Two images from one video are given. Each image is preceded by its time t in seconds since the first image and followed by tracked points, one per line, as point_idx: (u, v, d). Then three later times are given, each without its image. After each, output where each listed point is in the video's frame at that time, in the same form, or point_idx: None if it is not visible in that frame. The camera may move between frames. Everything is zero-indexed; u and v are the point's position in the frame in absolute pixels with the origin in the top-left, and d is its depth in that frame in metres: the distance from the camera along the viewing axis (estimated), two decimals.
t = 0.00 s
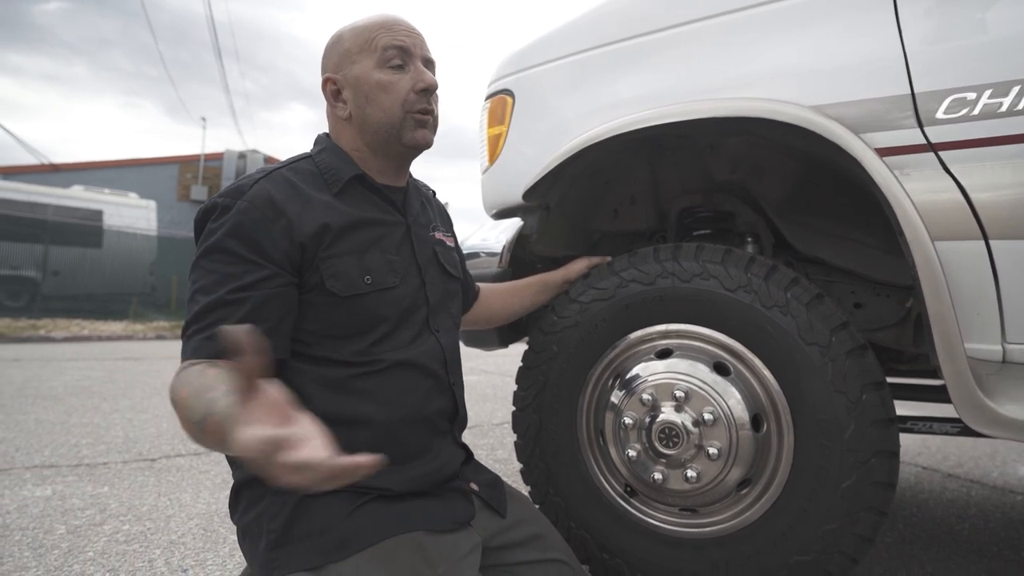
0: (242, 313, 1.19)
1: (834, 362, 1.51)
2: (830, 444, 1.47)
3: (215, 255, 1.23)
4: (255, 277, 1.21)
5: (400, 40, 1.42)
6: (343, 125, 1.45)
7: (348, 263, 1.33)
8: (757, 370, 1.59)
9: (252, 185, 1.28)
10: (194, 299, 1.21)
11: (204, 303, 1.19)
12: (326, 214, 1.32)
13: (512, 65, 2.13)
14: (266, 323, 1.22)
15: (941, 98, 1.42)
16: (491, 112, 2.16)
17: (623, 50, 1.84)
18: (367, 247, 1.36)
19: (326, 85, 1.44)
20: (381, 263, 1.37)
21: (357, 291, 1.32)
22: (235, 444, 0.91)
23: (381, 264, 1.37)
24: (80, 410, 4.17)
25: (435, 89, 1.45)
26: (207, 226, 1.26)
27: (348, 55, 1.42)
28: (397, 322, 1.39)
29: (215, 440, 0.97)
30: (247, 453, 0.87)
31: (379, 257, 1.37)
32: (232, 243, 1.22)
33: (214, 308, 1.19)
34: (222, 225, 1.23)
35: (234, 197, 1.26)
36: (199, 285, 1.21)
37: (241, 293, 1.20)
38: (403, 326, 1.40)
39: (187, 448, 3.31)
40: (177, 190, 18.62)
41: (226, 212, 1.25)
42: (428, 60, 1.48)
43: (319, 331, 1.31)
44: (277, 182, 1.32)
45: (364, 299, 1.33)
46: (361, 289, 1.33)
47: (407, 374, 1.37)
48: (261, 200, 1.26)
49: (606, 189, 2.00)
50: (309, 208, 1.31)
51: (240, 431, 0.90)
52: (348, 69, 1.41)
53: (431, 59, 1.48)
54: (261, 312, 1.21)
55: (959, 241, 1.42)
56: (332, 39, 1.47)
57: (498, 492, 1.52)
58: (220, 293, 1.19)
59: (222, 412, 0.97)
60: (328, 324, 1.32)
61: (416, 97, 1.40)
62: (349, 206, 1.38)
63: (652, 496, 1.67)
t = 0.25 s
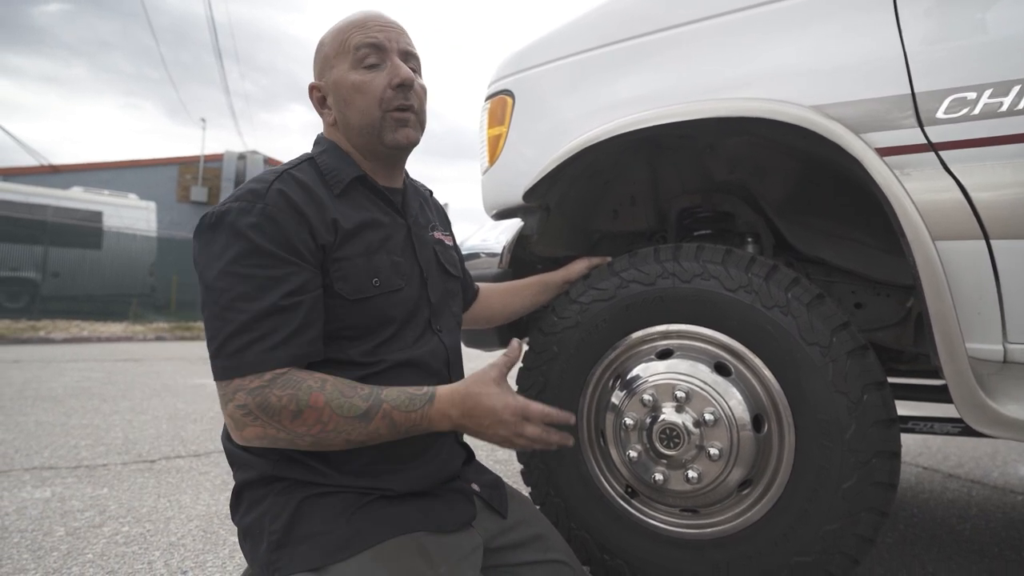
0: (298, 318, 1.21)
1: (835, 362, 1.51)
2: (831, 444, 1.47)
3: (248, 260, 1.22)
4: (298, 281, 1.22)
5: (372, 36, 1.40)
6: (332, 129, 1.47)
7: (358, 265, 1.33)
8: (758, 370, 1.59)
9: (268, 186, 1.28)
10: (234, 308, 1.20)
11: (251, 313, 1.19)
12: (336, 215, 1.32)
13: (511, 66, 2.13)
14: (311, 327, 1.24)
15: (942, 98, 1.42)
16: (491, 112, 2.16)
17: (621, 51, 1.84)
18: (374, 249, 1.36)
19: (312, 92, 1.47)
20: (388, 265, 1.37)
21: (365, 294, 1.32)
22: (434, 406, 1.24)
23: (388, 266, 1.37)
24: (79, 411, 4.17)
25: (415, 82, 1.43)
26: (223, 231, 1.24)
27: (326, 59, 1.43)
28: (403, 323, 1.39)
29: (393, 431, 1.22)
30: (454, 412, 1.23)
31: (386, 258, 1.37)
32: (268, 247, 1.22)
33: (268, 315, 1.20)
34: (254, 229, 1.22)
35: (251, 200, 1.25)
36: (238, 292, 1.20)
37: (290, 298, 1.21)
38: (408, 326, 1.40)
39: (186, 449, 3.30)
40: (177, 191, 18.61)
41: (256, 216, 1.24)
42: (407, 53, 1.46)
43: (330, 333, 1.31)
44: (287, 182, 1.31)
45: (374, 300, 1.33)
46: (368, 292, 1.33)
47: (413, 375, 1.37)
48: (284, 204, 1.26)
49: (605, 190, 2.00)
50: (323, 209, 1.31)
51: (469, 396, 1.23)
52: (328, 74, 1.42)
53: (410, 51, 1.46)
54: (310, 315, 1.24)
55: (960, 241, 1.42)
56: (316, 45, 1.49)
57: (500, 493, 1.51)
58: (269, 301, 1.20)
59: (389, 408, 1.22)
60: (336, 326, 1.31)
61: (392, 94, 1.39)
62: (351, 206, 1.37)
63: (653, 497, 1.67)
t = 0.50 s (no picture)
0: (298, 319, 1.21)
1: (835, 363, 1.51)
2: (831, 445, 1.47)
3: (249, 260, 1.22)
4: (300, 282, 1.22)
5: (363, 39, 1.40)
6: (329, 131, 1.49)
7: (356, 267, 1.33)
8: (758, 371, 1.59)
9: (268, 186, 1.27)
10: (235, 307, 1.19)
11: (252, 312, 1.19)
12: (335, 216, 1.32)
13: (511, 66, 2.13)
14: (312, 328, 1.24)
15: (941, 98, 1.42)
16: (491, 113, 2.16)
17: (621, 52, 1.84)
18: (373, 251, 1.36)
19: (309, 94, 1.48)
20: (387, 267, 1.37)
21: (363, 296, 1.32)
22: (434, 396, 1.28)
23: (387, 268, 1.37)
24: (78, 413, 4.16)
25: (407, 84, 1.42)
26: (222, 231, 1.24)
27: (321, 62, 1.43)
28: (402, 325, 1.39)
29: (400, 423, 1.25)
30: (453, 400, 1.28)
31: (384, 261, 1.37)
32: (270, 245, 1.22)
33: (269, 314, 1.20)
34: (255, 229, 1.22)
35: (251, 199, 1.25)
36: (239, 291, 1.20)
37: (292, 298, 1.21)
38: (407, 329, 1.40)
39: (185, 451, 3.30)
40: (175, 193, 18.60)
41: (256, 216, 1.23)
42: (401, 54, 1.45)
43: (329, 335, 1.31)
44: (288, 183, 1.31)
45: (371, 303, 1.33)
46: (367, 294, 1.32)
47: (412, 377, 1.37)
48: (284, 204, 1.26)
49: (605, 191, 2.00)
50: (322, 211, 1.31)
51: (467, 383, 1.29)
52: (322, 77, 1.43)
53: (404, 52, 1.45)
54: (311, 315, 1.24)
55: (959, 241, 1.42)
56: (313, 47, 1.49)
57: (500, 494, 1.51)
58: (271, 300, 1.19)
59: (398, 399, 1.25)
60: (334, 328, 1.31)
61: (383, 99, 1.38)
62: (351, 208, 1.37)
63: (652, 498, 1.67)
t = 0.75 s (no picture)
0: (289, 320, 1.21)
1: (835, 364, 1.51)
2: (832, 446, 1.47)
3: (244, 260, 1.22)
4: (292, 283, 1.22)
5: (372, 41, 1.39)
6: (332, 130, 1.48)
7: (353, 268, 1.32)
8: (759, 372, 1.59)
9: (264, 186, 1.27)
10: (228, 308, 1.19)
11: (244, 313, 1.18)
12: (332, 216, 1.32)
13: (512, 66, 2.13)
14: (302, 330, 1.23)
15: (942, 99, 1.42)
16: (491, 114, 2.16)
17: (622, 52, 1.84)
18: (371, 252, 1.36)
19: (314, 91, 1.48)
20: (385, 268, 1.37)
21: (361, 297, 1.32)
22: (425, 395, 1.26)
23: (385, 269, 1.36)
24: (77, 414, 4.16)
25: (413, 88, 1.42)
26: (218, 231, 1.24)
27: (327, 61, 1.43)
28: (399, 328, 1.39)
29: (387, 424, 1.24)
30: (446, 399, 1.27)
31: (382, 262, 1.37)
32: (262, 246, 1.22)
33: (260, 316, 1.19)
34: (247, 230, 1.22)
35: (246, 200, 1.25)
36: (232, 292, 1.19)
37: (282, 300, 1.20)
38: (405, 331, 1.40)
39: (185, 451, 3.30)
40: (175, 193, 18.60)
41: (249, 216, 1.23)
42: (408, 58, 1.45)
43: (324, 336, 1.31)
44: (285, 183, 1.31)
45: (369, 304, 1.33)
46: (364, 295, 1.32)
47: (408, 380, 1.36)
48: (279, 204, 1.26)
49: (605, 192, 2.00)
50: (318, 211, 1.31)
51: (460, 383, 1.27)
52: (327, 76, 1.43)
53: (411, 56, 1.45)
54: (302, 317, 1.23)
55: (960, 242, 1.42)
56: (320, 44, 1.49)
57: (500, 495, 1.51)
58: (262, 302, 1.19)
59: (384, 400, 1.24)
60: (331, 329, 1.31)
61: (388, 102, 1.38)
62: (349, 208, 1.37)
63: (653, 499, 1.67)
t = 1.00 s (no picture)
0: (264, 320, 1.18)
1: (835, 364, 1.51)
2: (832, 447, 1.47)
3: (226, 256, 1.21)
4: (273, 282, 1.20)
5: (381, 41, 1.40)
6: (337, 128, 1.48)
7: (349, 267, 1.32)
8: (758, 372, 1.59)
9: (259, 183, 1.27)
10: (206, 303, 1.18)
11: (221, 308, 1.17)
12: (329, 215, 1.31)
13: (513, 67, 2.13)
14: (281, 330, 1.21)
15: (942, 100, 1.43)
16: (491, 114, 2.16)
17: (623, 53, 1.84)
18: (367, 251, 1.35)
19: (320, 89, 1.48)
20: (382, 268, 1.36)
21: (357, 296, 1.31)
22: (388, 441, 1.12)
23: (382, 269, 1.36)
24: (76, 414, 4.15)
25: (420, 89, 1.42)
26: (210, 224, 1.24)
27: (336, 59, 1.43)
28: (395, 329, 1.38)
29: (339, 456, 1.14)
30: (409, 451, 1.11)
31: (379, 262, 1.36)
32: (247, 244, 1.21)
33: (232, 314, 1.17)
34: (234, 225, 1.21)
35: (240, 195, 1.25)
36: (209, 287, 1.19)
37: (260, 298, 1.19)
38: (402, 332, 1.39)
39: (185, 452, 3.30)
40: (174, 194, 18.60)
41: (238, 211, 1.22)
42: (416, 60, 1.45)
43: (319, 335, 1.30)
44: (282, 181, 1.31)
45: (365, 303, 1.32)
46: (360, 294, 1.32)
47: (405, 380, 1.36)
48: (271, 201, 1.25)
49: (605, 192, 2.00)
50: (314, 209, 1.31)
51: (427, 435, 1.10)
52: (335, 74, 1.43)
53: (419, 58, 1.45)
54: (280, 317, 1.21)
55: (960, 243, 1.42)
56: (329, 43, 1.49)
57: (500, 497, 1.51)
58: (237, 299, 1.17)
59: (339, 431, 1.14)
60: (327, 328, 1.30)
61: (395, 101, 1.38)
62: (348, 207, 1.37)
63: (653, 499, 1.67)
